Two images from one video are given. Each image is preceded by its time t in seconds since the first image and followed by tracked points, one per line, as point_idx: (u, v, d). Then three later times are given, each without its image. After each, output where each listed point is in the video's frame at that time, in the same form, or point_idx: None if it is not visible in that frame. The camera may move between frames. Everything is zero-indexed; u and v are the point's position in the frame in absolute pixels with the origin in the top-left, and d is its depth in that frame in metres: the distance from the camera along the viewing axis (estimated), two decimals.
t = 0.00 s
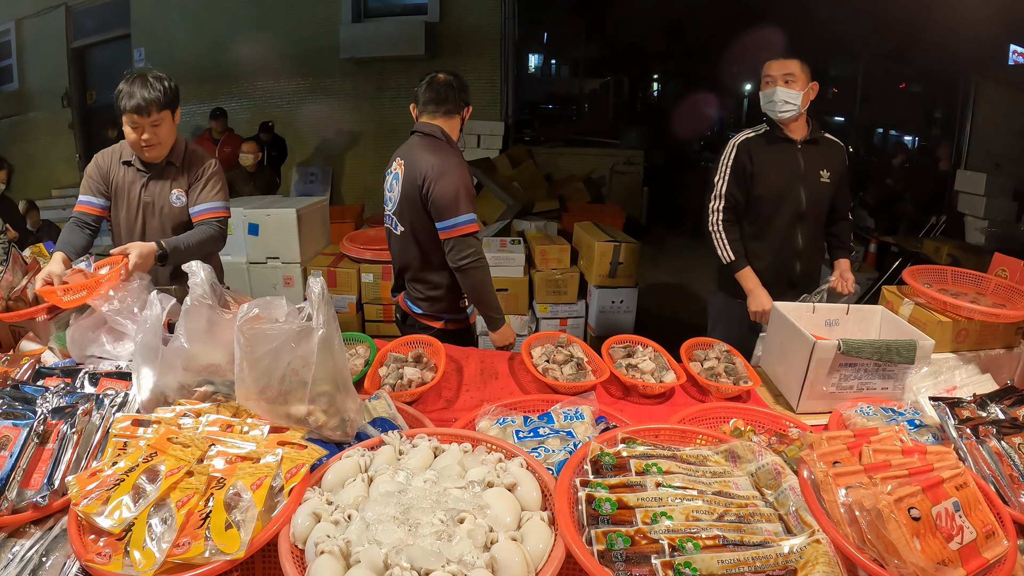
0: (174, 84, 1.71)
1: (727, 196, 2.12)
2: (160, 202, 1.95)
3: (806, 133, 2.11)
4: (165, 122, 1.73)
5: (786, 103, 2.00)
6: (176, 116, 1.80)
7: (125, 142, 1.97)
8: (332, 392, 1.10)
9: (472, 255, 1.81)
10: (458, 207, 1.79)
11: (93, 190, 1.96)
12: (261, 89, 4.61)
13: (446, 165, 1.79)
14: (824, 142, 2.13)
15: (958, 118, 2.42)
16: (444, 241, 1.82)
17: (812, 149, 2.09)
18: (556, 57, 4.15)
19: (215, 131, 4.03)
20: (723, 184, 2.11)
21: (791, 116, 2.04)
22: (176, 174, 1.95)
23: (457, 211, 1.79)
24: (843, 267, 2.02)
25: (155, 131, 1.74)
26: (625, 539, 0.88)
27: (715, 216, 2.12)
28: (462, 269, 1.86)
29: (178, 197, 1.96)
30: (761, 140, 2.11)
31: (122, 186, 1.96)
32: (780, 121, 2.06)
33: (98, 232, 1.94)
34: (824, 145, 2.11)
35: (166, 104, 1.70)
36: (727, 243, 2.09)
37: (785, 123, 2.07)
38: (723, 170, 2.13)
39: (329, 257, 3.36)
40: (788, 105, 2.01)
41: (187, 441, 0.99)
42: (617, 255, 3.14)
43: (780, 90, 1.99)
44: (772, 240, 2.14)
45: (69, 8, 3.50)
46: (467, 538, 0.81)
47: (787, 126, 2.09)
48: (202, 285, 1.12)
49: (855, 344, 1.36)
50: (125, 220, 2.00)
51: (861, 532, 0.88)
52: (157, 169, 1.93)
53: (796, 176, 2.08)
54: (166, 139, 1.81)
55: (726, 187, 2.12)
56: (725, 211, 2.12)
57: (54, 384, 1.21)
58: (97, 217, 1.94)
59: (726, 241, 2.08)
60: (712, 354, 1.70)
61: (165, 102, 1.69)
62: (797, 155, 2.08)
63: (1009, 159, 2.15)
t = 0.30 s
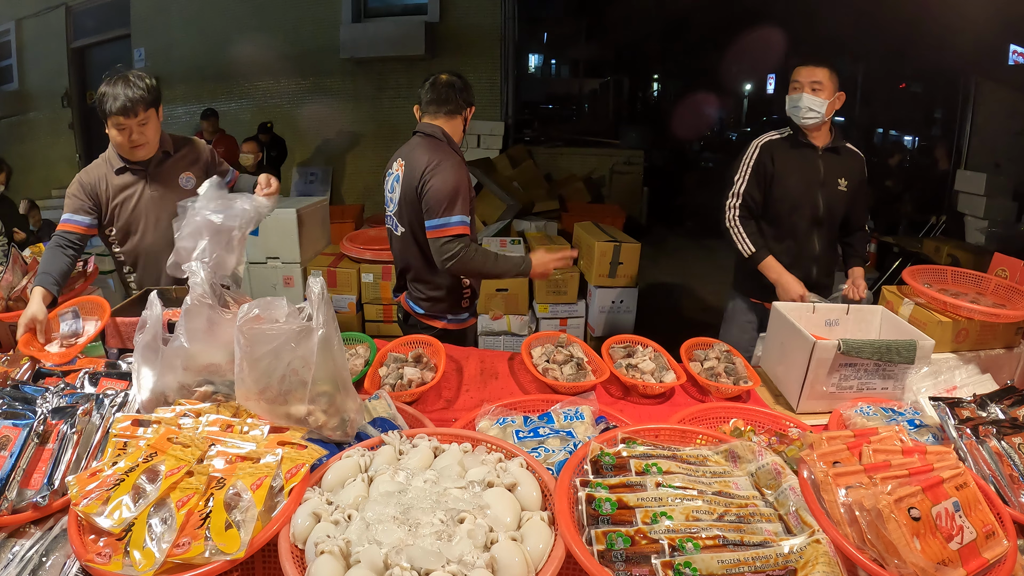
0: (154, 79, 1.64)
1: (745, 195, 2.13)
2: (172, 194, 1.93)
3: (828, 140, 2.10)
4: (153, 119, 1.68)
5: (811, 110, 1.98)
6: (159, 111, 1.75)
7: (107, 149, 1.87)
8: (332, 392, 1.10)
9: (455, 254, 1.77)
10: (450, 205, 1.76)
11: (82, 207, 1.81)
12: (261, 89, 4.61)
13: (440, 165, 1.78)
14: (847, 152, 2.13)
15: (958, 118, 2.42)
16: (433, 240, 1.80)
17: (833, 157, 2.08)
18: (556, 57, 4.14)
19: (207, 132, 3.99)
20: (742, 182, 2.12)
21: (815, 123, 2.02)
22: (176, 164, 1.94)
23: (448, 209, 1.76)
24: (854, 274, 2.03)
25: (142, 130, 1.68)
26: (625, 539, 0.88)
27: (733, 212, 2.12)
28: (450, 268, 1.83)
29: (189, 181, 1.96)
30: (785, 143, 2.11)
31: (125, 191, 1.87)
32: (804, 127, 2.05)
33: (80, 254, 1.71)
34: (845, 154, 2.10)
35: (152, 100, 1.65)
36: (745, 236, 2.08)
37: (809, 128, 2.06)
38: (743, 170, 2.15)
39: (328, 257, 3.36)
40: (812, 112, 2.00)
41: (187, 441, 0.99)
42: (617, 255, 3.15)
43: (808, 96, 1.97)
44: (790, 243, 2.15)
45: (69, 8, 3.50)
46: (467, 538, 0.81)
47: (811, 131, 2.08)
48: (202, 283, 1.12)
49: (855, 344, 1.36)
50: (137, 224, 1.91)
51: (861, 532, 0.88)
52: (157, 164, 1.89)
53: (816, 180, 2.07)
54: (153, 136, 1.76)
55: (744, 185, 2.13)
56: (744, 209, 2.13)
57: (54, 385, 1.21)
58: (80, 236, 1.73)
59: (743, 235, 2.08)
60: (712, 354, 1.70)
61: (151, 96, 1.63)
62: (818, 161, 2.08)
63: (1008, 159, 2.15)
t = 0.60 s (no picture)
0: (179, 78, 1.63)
1: (755, 193, 2.14)
2: (191, 193, 1.89)
3: (839, 142, 2.11)
4: (177, 120, 1.67)
5: (825, 111, 1.98)
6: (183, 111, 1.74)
7: (123, 149, 1.83)
8: (332, 392, 1.10)
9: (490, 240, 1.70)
10: (465, 199, 1.74)
11: (98, 217, 1.80)
12: (261, 89, 4.61)
13: (441, 161, 1.77)
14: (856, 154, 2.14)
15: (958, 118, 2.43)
16: (460, 237, 1.75)
17: (844, 159, 2.10)
18: (556, 57, 4.08)
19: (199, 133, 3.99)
20: (753, 181, 2.13)
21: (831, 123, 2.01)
22: (195, 162, 1.89)
23: (462, 204, 1.74)
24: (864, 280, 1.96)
25: (165, 129, 1.68)
26: (625, 539, 0.88)
27: (743, 210, 2.15)
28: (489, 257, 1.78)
29: (207, 182, 1.92)
30: (801, 143, 2.11)
31: (142, 191, 1.83)
32: (816, 127, 2.05)
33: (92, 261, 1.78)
34: (856, 156, 2.12)
35: (177, 100, 1.64)
36: (754, 233, 2.12)
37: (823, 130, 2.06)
38: (755, 168, 2.15)
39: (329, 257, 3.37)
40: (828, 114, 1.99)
41: (187, 441, 0.99)
42: (617, 255, 3.15)
43: (823, 98, 1.95)
44: (796, 243, 2.15)
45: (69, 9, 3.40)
46: (467, 538, 0.81)
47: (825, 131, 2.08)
48: (202, 284, 1.11)
49: (856, 344, 1.36)
50: (153, 224, 1.87)
51: (861, 532, 0.88)
52: (176, 163, 1.85)
53: (828, 182, 2.08)
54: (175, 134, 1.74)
55: (756, 183, 2.13)
56: (756, 207, 2.15)
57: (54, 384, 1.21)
58: (94, 243, 1.79)
59: (752, 231, 2.11)
60: (712, 354, 1.70)
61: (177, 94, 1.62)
62: (830, 163, 2.08)
63: (1008, 159, 2.16)
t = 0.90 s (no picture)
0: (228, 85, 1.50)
1: (760, 192, 2.11)
2: (229, 214, 1.74)
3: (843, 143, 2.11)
4: (219, 130, 1.52)
5: (832, 113, 1.98)
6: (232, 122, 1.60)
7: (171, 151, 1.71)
8: (332, 392, 1.10)
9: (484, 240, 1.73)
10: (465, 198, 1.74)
11: (134, 221, 1.72)
12: (261, 89, 4.60)
13: (440, 159, 1.77)
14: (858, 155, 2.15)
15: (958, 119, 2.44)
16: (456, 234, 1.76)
17: (849, 160, 2.10)
18: (555, 57, 4.10)
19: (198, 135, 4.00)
20: (758, 180, 2.11)
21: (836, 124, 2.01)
22: (244, 180, 1.75)
23: (461, 203, 1.74)
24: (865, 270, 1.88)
25: (208, 141, 1.53)
26: (625, 539, 0.88)
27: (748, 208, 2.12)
28: (483, 255, 1.80)
29: (251, 204, 1.77)
30: (809, 143, 2.10)
31: (177, 205, 1.71)
32: (822, 129, 2.05)
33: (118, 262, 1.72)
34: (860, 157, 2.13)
35: (223, 111, 1.50)
36: (757, 227, 2.09)
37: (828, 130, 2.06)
38: (761, 168, 2.13)
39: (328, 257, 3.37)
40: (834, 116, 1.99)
41: (187, 441, 0.99)
42: (617, 255, 3.15)
43: (830, 101, 1.95)
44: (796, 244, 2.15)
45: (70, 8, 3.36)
46: (467, 538, 0.81)
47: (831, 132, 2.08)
48: (202, 284, 1.12)
49: (856, 344, 1.36)
50: (188, 240, 1.75)
51: (862, 532, 0.88)
52: (218, 179, 1.71)
53: (834, 184, 2.09)
54: (220, 148, 1.59)
55: (761, 181, 2.11)
56: (765, 205, 2.12)
57: (54, 384, 1.21)
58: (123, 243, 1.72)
59: (755, 227, 2.09)
60: (712, 354, 1.70)
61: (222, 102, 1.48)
62: (835, 164, 2.08)
63: (1008, 159, 2.16)
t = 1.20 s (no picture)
0: (256, 84, 1.44)
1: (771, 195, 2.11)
2: (255, 218, 1.70)
3: (843, 143, 2.11)
4: (247, 131, 1.47)
5: (831, 113, 1.98)
6: (262, 123, 1.54)
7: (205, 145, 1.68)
8: (332, 392, 1.10)
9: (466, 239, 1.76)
10: (449, 194, 1.77)
11: (159, 212, 1.71)
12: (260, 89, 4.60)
13: (440, 154, 1.80)
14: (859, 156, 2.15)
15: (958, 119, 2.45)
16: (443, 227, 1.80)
17: (848, 159, 2.10)
18: (556, 57, 4.10)
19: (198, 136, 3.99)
20: (768, 180, 2.10)
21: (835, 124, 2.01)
22: (273, 182, 1.70)
23: (445, 198, 1.78)
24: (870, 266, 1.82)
25: (237, 141, 1.48)
26: (625, 539, 0.88)
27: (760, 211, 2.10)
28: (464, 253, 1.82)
29: (277, 208, 1.73)
30: (808, 143, 2.10)
31: (204, 203, 1.70)
32: (822, 129, 2.05)
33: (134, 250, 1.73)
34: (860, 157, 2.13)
35: (252, 113, 1.45)
36: (769, 235, 2.05)
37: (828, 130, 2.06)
38: (767, 169, 2.13)
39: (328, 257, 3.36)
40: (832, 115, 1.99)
41: (187, 441, 0.99)
42: (617, 255, 3.15)
43: (829, 100, 1.95)
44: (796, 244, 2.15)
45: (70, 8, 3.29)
46: (467, 538, 0.81)
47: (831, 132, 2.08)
48: (203, 284, 1.14)
49: (856, 343, 1.36)
50: (213, 238, 1.74)
51: (861, 532, 0.88)
52: (247, 180, 1.67)
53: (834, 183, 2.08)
54: (248, 149, 1.54)
55: (770, 183, 2.11)
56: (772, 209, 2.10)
57: (54, 384, 1.21)
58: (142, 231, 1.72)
59: (767, 233, 2.05)
60: (712, 354, 1.69)
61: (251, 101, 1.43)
62: (835, 164, 2.08)
63: (1008, 160, 2.17)
